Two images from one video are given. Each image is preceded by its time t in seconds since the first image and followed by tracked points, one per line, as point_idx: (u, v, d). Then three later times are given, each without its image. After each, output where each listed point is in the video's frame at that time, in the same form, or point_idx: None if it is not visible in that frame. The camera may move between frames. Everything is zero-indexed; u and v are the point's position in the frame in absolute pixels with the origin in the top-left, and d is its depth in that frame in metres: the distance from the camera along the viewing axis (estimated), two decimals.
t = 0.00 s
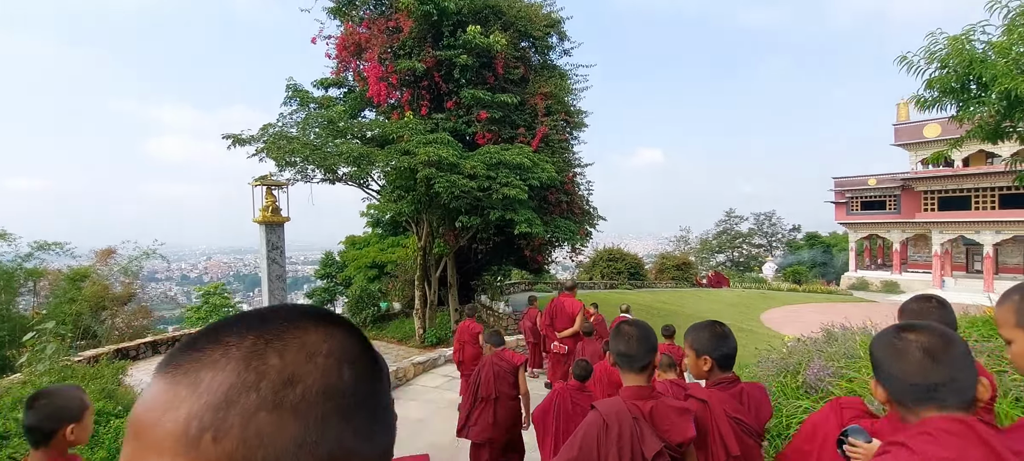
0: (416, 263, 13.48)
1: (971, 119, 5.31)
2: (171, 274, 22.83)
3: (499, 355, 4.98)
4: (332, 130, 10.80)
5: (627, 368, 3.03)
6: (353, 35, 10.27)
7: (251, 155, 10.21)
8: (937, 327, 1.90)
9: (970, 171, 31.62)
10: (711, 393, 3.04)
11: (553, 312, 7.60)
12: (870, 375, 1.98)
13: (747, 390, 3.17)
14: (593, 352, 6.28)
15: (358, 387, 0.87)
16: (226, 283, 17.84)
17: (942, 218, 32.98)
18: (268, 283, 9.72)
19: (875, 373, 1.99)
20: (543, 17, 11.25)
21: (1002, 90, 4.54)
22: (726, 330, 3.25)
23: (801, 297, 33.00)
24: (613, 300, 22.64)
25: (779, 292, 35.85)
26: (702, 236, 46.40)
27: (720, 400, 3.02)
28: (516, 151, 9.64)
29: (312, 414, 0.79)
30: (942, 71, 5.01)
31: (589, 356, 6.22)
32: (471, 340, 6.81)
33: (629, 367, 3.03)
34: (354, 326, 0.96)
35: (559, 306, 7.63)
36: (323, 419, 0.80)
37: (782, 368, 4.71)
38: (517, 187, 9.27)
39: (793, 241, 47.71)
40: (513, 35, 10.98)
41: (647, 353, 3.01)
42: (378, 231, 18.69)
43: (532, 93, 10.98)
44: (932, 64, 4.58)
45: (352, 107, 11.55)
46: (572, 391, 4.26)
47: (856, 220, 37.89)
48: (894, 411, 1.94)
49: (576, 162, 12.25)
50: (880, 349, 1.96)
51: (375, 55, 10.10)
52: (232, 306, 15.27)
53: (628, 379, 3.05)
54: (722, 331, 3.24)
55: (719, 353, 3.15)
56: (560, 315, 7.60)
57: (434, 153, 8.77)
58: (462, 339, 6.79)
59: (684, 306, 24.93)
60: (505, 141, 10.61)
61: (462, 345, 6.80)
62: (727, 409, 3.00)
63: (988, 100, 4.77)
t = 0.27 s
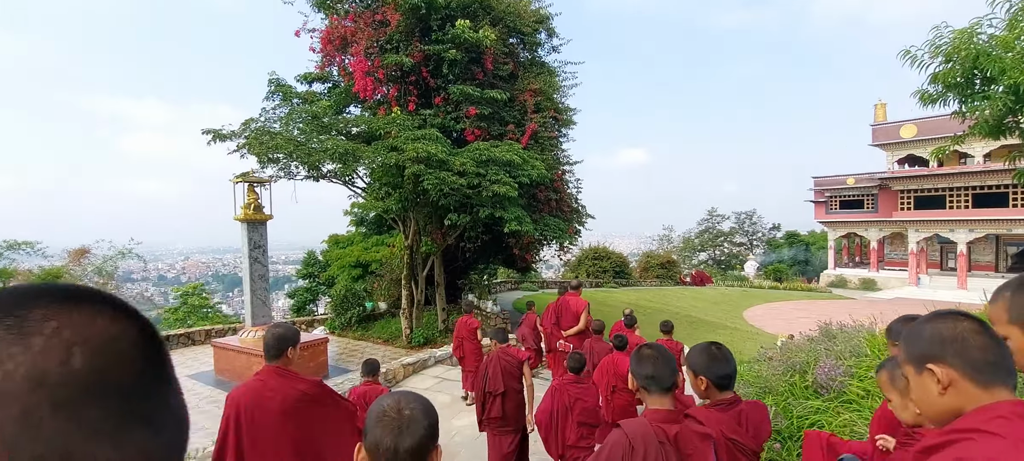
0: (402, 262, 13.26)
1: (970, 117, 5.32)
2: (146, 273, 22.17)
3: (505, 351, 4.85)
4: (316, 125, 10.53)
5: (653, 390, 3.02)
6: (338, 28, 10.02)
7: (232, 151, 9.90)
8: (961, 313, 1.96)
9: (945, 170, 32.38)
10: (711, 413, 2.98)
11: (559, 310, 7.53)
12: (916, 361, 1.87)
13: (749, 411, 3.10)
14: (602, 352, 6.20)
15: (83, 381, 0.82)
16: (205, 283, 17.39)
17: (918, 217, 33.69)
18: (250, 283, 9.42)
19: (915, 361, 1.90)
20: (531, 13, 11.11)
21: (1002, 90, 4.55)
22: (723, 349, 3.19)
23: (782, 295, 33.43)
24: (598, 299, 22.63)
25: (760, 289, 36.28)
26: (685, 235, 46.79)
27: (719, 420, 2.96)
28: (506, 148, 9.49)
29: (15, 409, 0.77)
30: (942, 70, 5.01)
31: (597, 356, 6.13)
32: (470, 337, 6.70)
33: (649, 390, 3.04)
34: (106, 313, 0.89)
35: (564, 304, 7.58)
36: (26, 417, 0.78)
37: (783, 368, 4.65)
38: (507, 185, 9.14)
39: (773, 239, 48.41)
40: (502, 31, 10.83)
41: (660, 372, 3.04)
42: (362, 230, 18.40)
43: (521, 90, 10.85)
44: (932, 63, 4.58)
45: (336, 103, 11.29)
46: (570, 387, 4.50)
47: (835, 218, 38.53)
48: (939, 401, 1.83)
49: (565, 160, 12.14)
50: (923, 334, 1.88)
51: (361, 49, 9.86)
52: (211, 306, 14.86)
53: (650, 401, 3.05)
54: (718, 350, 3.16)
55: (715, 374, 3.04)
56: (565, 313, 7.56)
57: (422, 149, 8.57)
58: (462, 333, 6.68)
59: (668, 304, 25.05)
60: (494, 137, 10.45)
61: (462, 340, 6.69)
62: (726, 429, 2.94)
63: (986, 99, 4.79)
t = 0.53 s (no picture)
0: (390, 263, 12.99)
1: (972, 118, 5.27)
2: (124, 274, 21.59)
3: (511, 340, 5.07)
4: (302, 123, 10.27)
5: (663, 395, 2.96)
6: (325, 23, 9.78)
7: (214, 148, 9.60)
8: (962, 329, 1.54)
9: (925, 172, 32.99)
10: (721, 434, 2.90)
11: (563, 308, 7.42)
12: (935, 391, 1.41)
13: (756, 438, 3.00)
14: (608, 351, 6.08)
15: None
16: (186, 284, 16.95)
17: (898, 218, 34.25)
18: (233, 285, 9.12)
19: (933, 391, 1.43)
20: (523, 11, 10.96)
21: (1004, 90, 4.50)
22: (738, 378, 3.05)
23: (767, 295, 33.76)
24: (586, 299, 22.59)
25: (745, 289, 36.61)
26: (671, 235, 47.10)
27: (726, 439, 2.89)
28: (498, 147, 9.33)
29: None
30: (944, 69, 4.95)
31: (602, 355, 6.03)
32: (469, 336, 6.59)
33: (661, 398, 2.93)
34: None
35: (569, 302, 7.45)
36: None
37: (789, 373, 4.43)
38: (499, 184, 8.96)
39: (757, 240, 48.96)
40: (493, 29, 10.66)
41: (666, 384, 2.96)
42: (349, 229, 18.11)
43: (512, 89, 10.69)
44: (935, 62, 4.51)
45: (323, 100, 11.02)
46: (567, 378, 4.43)
47: (818, 219, 39.04)
48: (964, 439, 1.39)
49: (556, 160, 12.01)
50: (942, 360, 1.43)
51: (349, 45, 9.62)
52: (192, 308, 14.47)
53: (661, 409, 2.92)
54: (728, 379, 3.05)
55: (731, 402, 2.92)
56: (570, 311, 7.44)
57: (412, 148, 8.36)
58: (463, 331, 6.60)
59: (655, 304, 25.12)
60: (484, 137, 10.27)
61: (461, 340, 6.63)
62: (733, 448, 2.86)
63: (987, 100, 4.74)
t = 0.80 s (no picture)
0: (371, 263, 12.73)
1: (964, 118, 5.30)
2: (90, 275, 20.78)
3: (508, 340, 5.19)
4: (281, 120, 9.99)
5: (648, 406, 2.85)
6: (305, 17, 9.52)
7: (187, 145, 9.25)
8: (914, 343, 1.64)
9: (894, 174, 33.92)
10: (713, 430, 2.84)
11: (561, 309, 7.35)
12: (882, 405, 1.50)
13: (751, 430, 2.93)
14: (604, 350, 5.94)
15: None
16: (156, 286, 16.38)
17: (868, 218, 35.18)
18: (208, 287, 8.80)
19: (881, 404, 1.53)
20: (507, 9, 10.85)
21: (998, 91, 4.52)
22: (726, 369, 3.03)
23: (742, 294, 34.35)
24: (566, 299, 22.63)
25: (722, 288, 37.17)
26: (649, 235, 47.60)
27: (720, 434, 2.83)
28: (483, 145, 9.20)
29: None
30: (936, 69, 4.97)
31: (598, 353, 5.91)
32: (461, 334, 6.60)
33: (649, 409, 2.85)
34: None
35: (567, 305, 7.35)
36: None
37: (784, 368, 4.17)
38: (485, 184, 8.84)
39: (732, 239, 49.85)
40: (477, 26, 10.53)
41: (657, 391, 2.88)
42: (327, 229, 17.77)
43: (497, 87, 10.58)
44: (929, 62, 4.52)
45: (301, 97, 10.74)
46: (562, 375, 4.36)
47: (793, 219, 39.87)
48: (914, 450, 1.47)
49: (540, 160, 11.94)
50: (892, 374, 1.52)
51: (330, 40, 9.37)
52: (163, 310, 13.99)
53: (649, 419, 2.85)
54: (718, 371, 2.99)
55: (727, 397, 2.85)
56: (569, 313, 7.36)
57: (396, 146, 8.18)
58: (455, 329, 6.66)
59: (634, 303, 25.32)
60: (469, 135, 10.15)
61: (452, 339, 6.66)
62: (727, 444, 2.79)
63: (980, 100, 4.76)
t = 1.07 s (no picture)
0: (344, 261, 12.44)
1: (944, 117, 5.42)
2: (42, 275, 19.73)
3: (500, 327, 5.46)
4: (250, 113, 9.63)
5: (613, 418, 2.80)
6: (275, 7, 9.19)
7: (149, 139, 8.83)
8: (835, 376, 1.65)
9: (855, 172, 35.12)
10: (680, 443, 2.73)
11: (555, 315, 7.25)
12: (803, 443, 1.52)
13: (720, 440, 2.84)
14: (590, 342, 6.01)
15: None
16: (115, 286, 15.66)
17: (831, 214, 36.35)
18: (173, 287, 8.42)
19: (801, 438, 1.55)
20: (485, 4, 10.72)
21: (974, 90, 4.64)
22: (694, 383, 2.96)
23: (712, 289, 35.06)
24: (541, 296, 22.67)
25: (692, 284, 37.87)
26: (621, 231, 48.14)
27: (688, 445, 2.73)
28: (460, 141, 9.06)
29: None
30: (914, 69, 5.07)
31: (585, 344, 5.95)
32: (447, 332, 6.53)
33: (610, 419, 2.80)
34: None
35: (560, 310, 7.29)
36: None
37: (769, 361, 3.99)
38: (462, 180, 8.70)
39: (701, 236, 50.88)
40: (453, 20, 10.37)
41: (624, 399, 2.83)
42: (297, 226, 17.31)
43: (474, 82, 10.44)
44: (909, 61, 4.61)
45: (271, 90, 10.39)
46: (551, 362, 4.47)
47: (760, 216, 40.88)
48: None
49: (517, 156, 11.86)
50: (814, 412, 1.53)
51: (301, 31, 9.07)
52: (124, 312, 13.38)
53: (611, 429, 2.80)
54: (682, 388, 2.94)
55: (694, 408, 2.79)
56: (563, 318, 7.26)
57: (372, 141, 7.97)
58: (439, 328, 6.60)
59: (607, 299, 25.54)
60: (445, 131, 9.99)
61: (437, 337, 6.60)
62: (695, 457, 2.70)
63: (957, 100, 4.88)
